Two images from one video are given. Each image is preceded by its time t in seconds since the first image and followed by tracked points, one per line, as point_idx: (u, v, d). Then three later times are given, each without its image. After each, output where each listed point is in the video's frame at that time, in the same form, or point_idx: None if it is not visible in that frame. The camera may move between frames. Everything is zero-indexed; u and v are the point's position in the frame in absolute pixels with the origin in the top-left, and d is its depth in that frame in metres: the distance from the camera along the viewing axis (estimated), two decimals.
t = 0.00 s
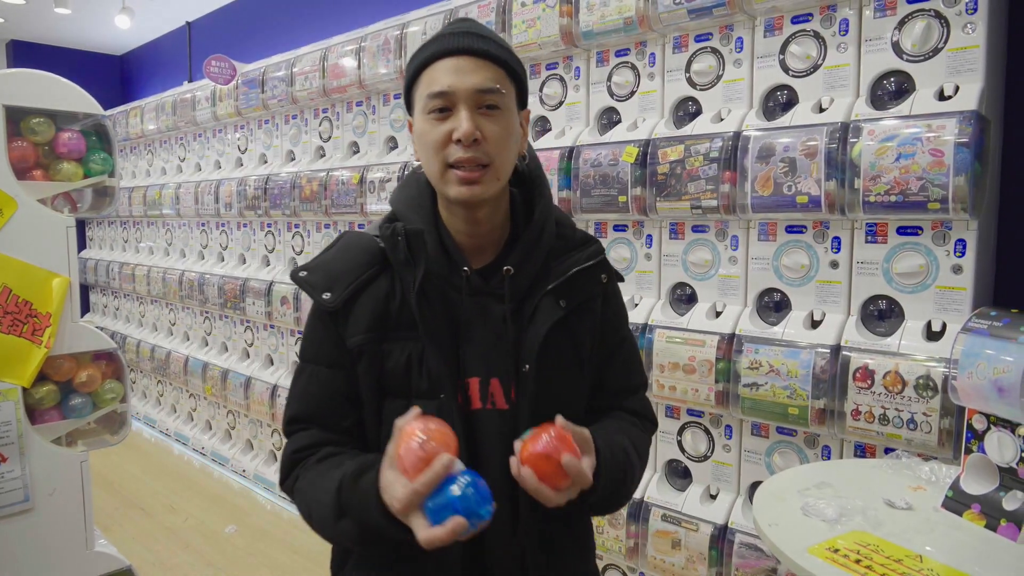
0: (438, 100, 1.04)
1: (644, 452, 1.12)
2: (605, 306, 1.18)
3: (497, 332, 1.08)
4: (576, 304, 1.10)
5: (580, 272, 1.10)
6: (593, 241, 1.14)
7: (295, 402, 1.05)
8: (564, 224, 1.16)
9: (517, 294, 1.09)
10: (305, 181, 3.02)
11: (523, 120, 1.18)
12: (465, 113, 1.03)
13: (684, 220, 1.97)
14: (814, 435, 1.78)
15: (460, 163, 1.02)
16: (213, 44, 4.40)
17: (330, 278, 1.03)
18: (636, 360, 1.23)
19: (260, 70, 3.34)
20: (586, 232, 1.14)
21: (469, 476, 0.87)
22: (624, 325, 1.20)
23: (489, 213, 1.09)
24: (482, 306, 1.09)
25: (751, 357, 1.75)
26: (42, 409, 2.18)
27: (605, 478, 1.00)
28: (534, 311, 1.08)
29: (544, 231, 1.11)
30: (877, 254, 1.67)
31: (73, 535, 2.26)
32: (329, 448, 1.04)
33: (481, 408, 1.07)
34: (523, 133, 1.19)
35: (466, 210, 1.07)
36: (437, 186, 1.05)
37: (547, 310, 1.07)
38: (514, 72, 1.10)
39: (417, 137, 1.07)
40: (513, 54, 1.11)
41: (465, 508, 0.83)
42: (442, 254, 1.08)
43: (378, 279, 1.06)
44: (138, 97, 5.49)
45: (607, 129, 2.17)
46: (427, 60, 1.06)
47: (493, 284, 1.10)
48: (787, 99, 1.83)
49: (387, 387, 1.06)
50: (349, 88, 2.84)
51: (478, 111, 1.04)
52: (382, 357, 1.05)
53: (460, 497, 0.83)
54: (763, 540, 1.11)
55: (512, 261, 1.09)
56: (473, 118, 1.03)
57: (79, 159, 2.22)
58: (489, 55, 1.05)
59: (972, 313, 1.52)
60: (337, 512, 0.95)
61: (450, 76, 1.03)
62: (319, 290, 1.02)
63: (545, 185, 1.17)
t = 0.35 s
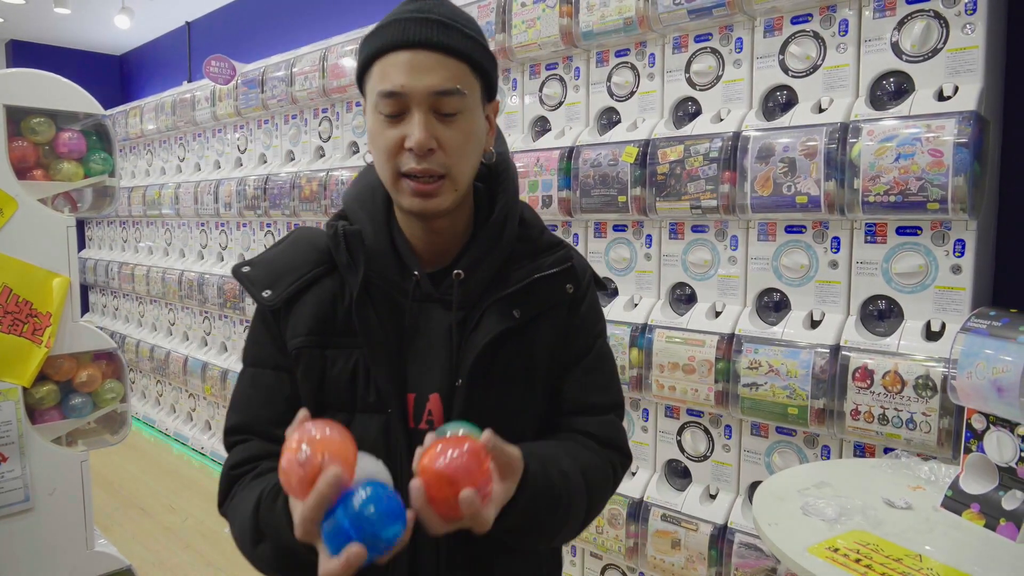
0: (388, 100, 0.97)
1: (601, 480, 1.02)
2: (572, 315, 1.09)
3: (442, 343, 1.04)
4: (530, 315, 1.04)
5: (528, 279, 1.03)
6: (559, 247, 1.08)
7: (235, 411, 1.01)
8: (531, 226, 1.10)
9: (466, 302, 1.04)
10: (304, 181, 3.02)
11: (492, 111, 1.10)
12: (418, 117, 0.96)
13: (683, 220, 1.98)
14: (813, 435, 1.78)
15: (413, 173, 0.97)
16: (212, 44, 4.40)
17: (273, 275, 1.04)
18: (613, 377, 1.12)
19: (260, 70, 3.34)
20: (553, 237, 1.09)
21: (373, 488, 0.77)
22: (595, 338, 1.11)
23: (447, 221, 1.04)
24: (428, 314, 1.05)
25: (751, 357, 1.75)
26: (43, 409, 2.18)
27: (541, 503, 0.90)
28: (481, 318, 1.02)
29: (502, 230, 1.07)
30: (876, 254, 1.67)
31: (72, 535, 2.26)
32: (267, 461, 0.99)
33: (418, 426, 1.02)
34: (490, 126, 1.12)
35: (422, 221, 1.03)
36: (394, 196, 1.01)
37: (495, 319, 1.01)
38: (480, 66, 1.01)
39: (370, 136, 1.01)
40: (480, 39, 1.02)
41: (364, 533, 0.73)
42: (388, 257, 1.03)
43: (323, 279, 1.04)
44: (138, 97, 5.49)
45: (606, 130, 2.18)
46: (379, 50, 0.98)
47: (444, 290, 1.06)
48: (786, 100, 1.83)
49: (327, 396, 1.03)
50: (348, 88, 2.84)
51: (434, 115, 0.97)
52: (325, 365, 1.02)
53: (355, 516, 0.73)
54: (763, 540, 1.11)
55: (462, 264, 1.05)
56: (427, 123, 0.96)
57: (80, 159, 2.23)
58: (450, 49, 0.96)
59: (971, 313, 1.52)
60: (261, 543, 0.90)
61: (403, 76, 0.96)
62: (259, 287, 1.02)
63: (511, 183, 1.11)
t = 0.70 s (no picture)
0: (370, 109, 0.95)
1: (583, 492, 0.98)
2: (558, 314, 1.07)
3: (421, 343, 1.05)
4: (513, 313, 1.03)
5: (509, 275, 1.03)
6: (543, 242, 1.08)
7: (228, 416, 1.05)
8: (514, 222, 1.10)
9: (445, 299, 1.04)
10: (304, 181, 3.01)
11: (474, 110, 1.10)
12: (401, 127, 0.95)
13: (683, 220, 1.97)
14: (813, 435, 1.78)
15: (394, 184, 0.97)
16: (212, 44, 4.40)
17: (252, 279, 1.05)
18: (606, 376, 1.08)
19: (260, 70, 3.34)
20: (537, 232, 1.09)
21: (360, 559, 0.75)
22: (583, 335, 1.07)
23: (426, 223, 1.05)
24: (407, 313, 1.07)
25: (751, 357, 1.75)
26: (42, 409, 2.18)
27: (508, 517, 0.85)
28: (459, 316, 1.02)
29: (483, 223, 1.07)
30: (876, 254, 1.67)
31: (72, 535, 2.26)
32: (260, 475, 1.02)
33: (398, 427, 1.04)
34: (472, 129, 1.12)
35: (402, 225, 1.03)
36: (375, 204, 1.00)
37: (474, 314, 1.01)
38: (462, 68, 0.99)
39: (350, 141, 1.01)
40: (464, 38, 1.01)
41: None
42: (367, 259, 1.05)
43: (303, 282, 1.07)
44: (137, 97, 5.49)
45: (606, 130, 2.18)
46: (357, 53, 0.96)
47: (422, 288, 1.07)
48: (787, 100, 1.83)
49: (310, 401, 1.05)
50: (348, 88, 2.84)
51: (417, 125, 0.96)
52: (306, 367, 1.04)
53: None
54: (764, 540, 1.11)
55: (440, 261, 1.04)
56: (410, 134, 0.95)
57: (79, 159, 2.22)
58: (433, 54, 0.94)
59: (971, 313, 1.52)
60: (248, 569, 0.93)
61: (382, 84, 0.94)
62: (240, 291, 1.04)
63: (490, 181, 1.12)
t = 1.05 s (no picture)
0: (358, 102, 0.97)
1: (566, 470, 0.92)
2: (538, 307, 1.06)
3: (407, 338, 1.05)
4: (497, 306, 1.03)
5: (494, 268, 1.04)
6: (529, 236, 1.09)
7: (230, 411, 1.04)
8: (499, 217, 1.12)
9: (429, 294, 1.05)
10: (303, 181, 3.01)
11: (464, 111, 1.12)
12: (388, 118, 0.96)
13: (683, 220, 1.97)
14: (813, 435, 1.78)
15: (380, 175, 0.97)
16: (211, 44, 4.40)
17: (248, 279, 1.09)
18: (590, 361, 1.04)
19: (259, 69, 3.33)
20: (523, 227, 1.10)
21: (312, 521, 0.72)
22: (557, 321, 1.05)
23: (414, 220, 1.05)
24: (396, 309, 1.07)
25: (751, 357, 1.75)
26: (40, 410, 2.17)
27: (482, 493, 0.79)
28: (442, 310, 1.03)
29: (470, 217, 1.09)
30: (876, 254, 1.67)
31: (71, 535, 2.25)
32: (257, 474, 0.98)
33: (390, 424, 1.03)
34: (461, 127, 1.13)
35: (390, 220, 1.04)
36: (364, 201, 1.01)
37: (455, 307, 1.02)
38: (451, 65, 1.01)
39: (338, 135, 1.01)
40: (454, 36, 1.03)
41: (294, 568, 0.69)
42: (359, 258, 1.08)
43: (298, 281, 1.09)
44: (136, 97, 5.48)
45: (606, 129, 2.18)
46: (347, 48, 0.98)
47: (409, 284, 1.07)
48: (786, 99, 1.83)
49: (307, 395, 1.05)
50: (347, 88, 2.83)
51: (405, 117, 0.97)
52: (302, 361, 1.05)
53: (281, 557, 0.69)
54: (764, 540, 1.11)
55: (426, 257, 1.07)
56: (396, 125, 0.96)
57: (78, 159, 2.22)
58: (421, 49, 0.97)
59: (971, 313, 1.52)
60: (232, 569, 0.91)
61: (372, 75, 0.96)
62: (236, 291, 1.08)
63: (477, 175, 1.13)
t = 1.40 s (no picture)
0: (367, 74, 1.04)
1: (600, 486, 0.97)
2: (547, 310, 1.07)
3: (403, 342, 1.06)
4: (498, 310, 1.03)
5: (490, 273, 1.04)
6: (526, 238, 1.08)
7: (218, 418, 1.10)
8: (496, 219, 1.11)
9: (426, 297, 1.06)
10: (300, 182, 3.00)
11: (464, 114, 1.17)
12: (395, 89, 1.03)
13: (681, 221, 1.97)
14: (811, 436, 1.78)
15: (384, 144, 1.01)
16: (208, 44, 4.39)
17: (241, 282, 1.09)
18: (613, 364, 1.06)
19: (256, 70, 3.33)
20: (521, 228, 1.09)
21: None
22: (580, 327, 1.05)
23: (413, 208, 1.07)
24: (390, 312, 1.08)
25: (748, 358, 1.75)
26: (36, 411, 2.17)
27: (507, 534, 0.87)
28: (442, 315, 1.03)
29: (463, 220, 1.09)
30: (873, 254, 1.67)
31: (67, 537, 2.24)
32: (238, 483, 1.06)
33: (380, 428, 1.04)
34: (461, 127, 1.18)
35: (389, 202, 1.06)
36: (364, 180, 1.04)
37: (456, 313, 1.02)
38: (457, 55, 1.10)
39: (344, 113, 1.07)
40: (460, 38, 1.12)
41: None
42: (351, 257, 1.08)
43: (290, 284, 1.09)
44: (132, 98, 5.47)
45: (604, 130, 2.17)
46: (361, 31, 1.07)
47: (403, 287, 1.08)
48: (784, 100, 1.83)
49: (295, 401, 1.06)
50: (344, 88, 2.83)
51: (411, 92, 1.04)
52: (291, 367, 1.06)
53: None
54: (762, 541, 1.11)
55: (421, 260, 1.07)
56: (404, 96, 1.02)
57: (74, 160, 2.21)
58: (430, 31, 1.06)
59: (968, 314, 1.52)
60: None
61: (384, 49, 1.03)
62: (229, 294, 1.08)
63: (472, 176, 1.13)
